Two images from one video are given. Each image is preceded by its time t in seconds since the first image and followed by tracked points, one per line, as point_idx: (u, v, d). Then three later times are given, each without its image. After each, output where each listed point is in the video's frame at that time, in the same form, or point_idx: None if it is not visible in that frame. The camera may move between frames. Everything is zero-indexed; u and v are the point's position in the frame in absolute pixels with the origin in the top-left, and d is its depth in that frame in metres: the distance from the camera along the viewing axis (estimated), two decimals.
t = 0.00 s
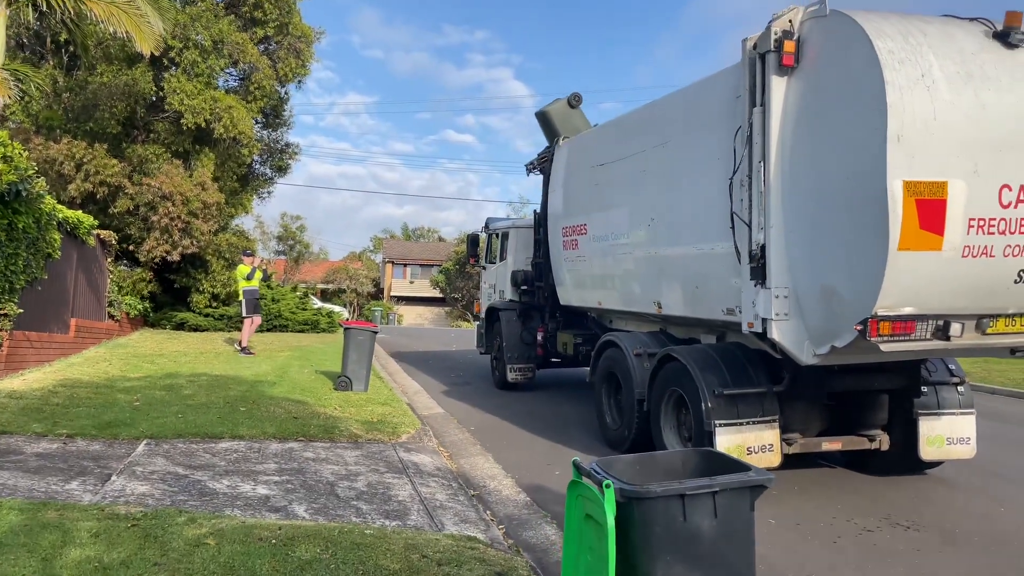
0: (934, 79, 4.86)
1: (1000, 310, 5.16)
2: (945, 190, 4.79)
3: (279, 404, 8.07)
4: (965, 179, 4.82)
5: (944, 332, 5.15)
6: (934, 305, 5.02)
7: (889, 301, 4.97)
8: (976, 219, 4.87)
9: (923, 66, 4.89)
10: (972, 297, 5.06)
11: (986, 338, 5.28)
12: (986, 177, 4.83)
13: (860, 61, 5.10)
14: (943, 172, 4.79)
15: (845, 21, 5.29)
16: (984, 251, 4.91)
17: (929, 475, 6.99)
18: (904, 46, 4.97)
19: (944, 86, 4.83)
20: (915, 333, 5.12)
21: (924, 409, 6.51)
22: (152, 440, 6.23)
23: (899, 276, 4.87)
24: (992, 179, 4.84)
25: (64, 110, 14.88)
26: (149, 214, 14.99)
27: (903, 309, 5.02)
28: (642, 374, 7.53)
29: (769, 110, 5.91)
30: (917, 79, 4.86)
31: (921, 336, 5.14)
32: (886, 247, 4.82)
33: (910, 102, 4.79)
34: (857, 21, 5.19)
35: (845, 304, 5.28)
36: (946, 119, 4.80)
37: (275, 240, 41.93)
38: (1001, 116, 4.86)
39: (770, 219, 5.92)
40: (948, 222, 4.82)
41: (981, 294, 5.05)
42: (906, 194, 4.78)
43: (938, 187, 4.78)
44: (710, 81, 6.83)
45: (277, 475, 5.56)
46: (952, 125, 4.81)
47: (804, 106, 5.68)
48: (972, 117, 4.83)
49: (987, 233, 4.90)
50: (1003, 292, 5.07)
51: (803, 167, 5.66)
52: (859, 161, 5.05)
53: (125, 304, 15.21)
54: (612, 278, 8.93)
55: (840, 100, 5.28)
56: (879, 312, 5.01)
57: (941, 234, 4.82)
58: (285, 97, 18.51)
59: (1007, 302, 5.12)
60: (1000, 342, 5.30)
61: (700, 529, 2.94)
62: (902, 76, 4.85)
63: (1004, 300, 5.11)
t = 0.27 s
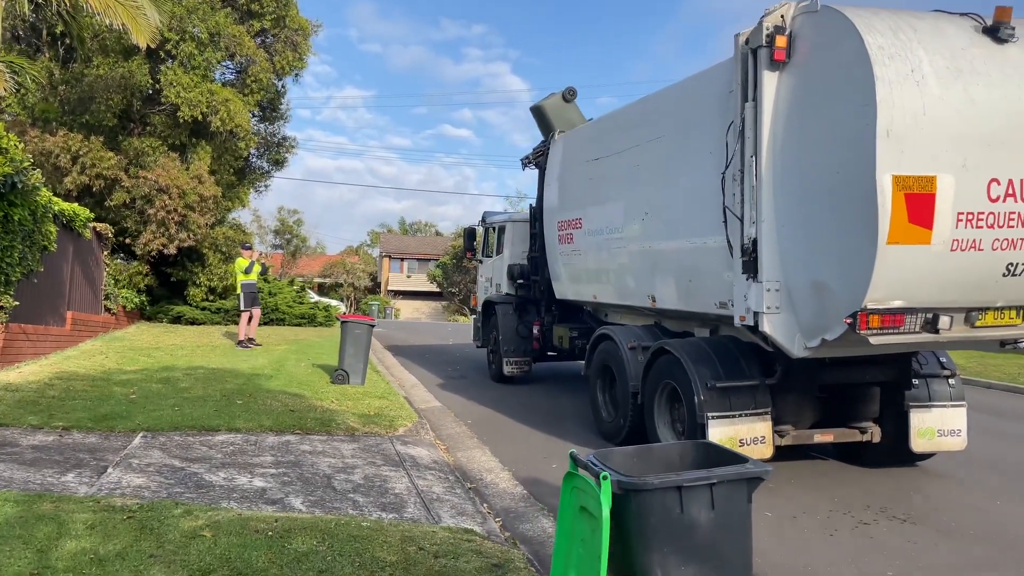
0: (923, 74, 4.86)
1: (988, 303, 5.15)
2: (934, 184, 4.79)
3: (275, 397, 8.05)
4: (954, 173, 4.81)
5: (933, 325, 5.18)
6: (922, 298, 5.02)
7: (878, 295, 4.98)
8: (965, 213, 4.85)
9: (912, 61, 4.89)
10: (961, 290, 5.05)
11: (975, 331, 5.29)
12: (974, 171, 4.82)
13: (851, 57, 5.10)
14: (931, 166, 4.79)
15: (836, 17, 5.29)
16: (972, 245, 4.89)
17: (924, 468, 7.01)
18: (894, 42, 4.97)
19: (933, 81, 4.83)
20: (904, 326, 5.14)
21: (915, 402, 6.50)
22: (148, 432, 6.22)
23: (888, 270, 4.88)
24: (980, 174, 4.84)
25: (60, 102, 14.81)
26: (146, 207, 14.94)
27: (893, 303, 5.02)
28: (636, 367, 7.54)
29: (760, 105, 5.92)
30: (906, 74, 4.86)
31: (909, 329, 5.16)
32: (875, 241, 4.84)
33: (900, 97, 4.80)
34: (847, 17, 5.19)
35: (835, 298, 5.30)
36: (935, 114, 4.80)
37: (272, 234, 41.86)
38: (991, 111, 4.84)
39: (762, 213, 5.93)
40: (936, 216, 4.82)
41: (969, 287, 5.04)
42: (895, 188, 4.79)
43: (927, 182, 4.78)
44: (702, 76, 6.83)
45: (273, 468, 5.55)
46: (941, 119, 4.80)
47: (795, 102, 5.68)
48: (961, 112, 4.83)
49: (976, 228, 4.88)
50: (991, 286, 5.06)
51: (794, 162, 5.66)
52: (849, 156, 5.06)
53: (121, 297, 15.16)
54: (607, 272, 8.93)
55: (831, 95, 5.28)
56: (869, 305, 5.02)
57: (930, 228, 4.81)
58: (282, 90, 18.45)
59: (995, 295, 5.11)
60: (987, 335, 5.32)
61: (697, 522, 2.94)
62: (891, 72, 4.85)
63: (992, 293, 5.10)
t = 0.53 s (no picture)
0: (914, 69, 4.85)
1: (977, 296, 5.16)
2: (923, 179, 4.80)
3: (272, 390, 8.04)
4: (944, 168, 4.81)
5: (922, 318, 5.19)
6: (912, 291, 5.04)
7: (867, 288, 5.00)
8: (954, 208, 4.87)
9: (904, 56, 4.88)
10: (950, 283, 5.06)
11: (964, 323, 5.30)
12: (964, 166, 4.83)
13: (843, 52, 5.09)
14: (921, 161, 4.80)
15: (828, 11, 5.27)
16: (961, 238, 4.92)
17: (919, 460, 7.03)
18: (884, 37, 4.96)
19: (924, 76, 4.82)
20: (893, 319, 5.14)
21: (906, 393, 6.57)
22: (145, 425, 6.21)
23: (878, 263, 4.90)
24: (970, 168, 4.84)
25: (55, 94, 14.73)
26: (142, 200, 14.89)
27: (883, 295, 5.03)
28: (631, 359, 7.54)
29: (753, 99, 5.88)
30: (897, 69, 4.84)
31: (898, 322, 5.16)
32: (865, 235, 4.85)
33: (891, 92, 4.79)
34: (839, 11, 5.17)
35: (828, 291, 5.29)
36: (925, 108, 4.80)
37: (269, 227, 41.79)
38: (982, 105, 4.83)
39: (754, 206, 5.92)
40: (926, 211, 4.83)
41: (959, 281, 5.06)
42: (885, 182, 4.79)
43: (916, 176, 4.80)
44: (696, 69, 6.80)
45: (270, 460, 5.55)
46: (931, 114, 4.80)
47: (787, 95, 5.66)
48: (951, 107, 4.82)
49: (965, 222, 4.90)
50: (980, 279, 5.08)
51: (787, 156, 5.66)
52: (841, 150, 5.04)
53: (118, 290, 15.13)
54: (602, 265, 8.92)
55: (823, 89, 5.26)
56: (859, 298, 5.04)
57: (919, 222, 4.83)
58: (279, 82, 18.38)
59: (984, 288, 5.12)
60: (977, 327, 5.32)
61: (693, 513, 2.94)
62: (883, 66, 4.84)
63: (980, 286, 5.12)
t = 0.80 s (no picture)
0: (900, 64, 4.88)
1: (961, 288, 5.20)
2: (909, 171, 4.85)
3: (270, 383, 8.04)
4: (929, 161, 4.86)
5: (908, 309, 5.25)
6: (898, 282, 5.08)
7: (854, 278, 5.06)
8: (939, 200, 4.91)
9: (891, 51, 4.91)
10: (936, 274, 5.10)
11: (949, 314, 5.33)
12: (949, 159, 4.88)
13: (831, 46, 5.12)
14: (907, 154, 4.85)
15: (818, 6, 5.29)
16: (947, 230, 4.96)
17: (914, 451, 7.06)
18: (871, 31, 5.00)
19: (910, 70, 4.85)
20: (880, 309, 5.20)
21: (894, 383, 6.63)
22: (142, 418, 6.20)
23: (864, 254, 4.95)
24: (955, 161, 4.89)
25: (51, 87, 14.66)
26: (139, 193, 14.84)
27: (868, 286, 5.09)
28: (624, 350, 7.59)
29: (744, 93, 5.91)
30: (884, 63, 4.88)
31: (884, 313, 5.22)
32: (851, 226, 4.91)
33: (877, 86, 4.83)
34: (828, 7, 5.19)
35: (816, 282, 5.34)
36: (911, 103, 4.84)
37: (266, 221, 41.72)
38: (966, 100, 4.88)
39: (744, 199, 5.96)
40: (912, 202, 4.88)
41: (944, 272, 5.10)
42: (871, 174, 4.85)
43: (902, 168, 4.85)
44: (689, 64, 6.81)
45: (268, 453, 5.55)
46: (916, 108, 4.84)
47: (777, 90, 5.69)
48: (937, 101, 4.87)
49: (950, 214, 4.94)
50: (965, 271, 5.12)
51: (776, 149, 5.69)
52: (829, 143, 5.08)
53: (115, 283, 15.09)
54: (596, 257, 8.93)
55: (812, 84, 5.29)
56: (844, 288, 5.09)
57: (904, 214, 4.88)
58: (275, 75, 18.31)
59: (969, 279, 5.15)
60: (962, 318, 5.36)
61: (689, 505, 2.94)
62: (870, 61, 4.88)
63: (965, 278, 5.15)
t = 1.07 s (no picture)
0: (882, 63, 4.88)
1: (942, 282, 5.22)
2: (889, 168, 4.86)
3: (268, 378, 8.04)
4: (909, 158, 4.86)
5: (889, 302, 5.29)
6: (880, 276, 5.09)
7: (837, 273, 5.06)
8: (919, 196, 4.91)
9: (872, 50, 4.91)
10: (917, 269, 5.11)
11: (930, 307, 5.37)
12: (929, 156, 4.87)
13: (815, 45, 5.12)
14: (888, 151, 4.85)
15: (803, 5, 5.29)
16: (927, 226, 4.96)
17: (909, 445, 7.08)
18: (853, 31, 5.00)
19: (891, 69, 4.85)
20: (862, 303, 5.24)
21: (881, 375, 6.71)
22: (141, 413, 6.20)
23: (846, 249, 4.96)
24: (935, 158, 4.89)
25: (48, 82, 14.62)
26: (137, 188, 14.82)
27: (851, 280, 5.10)
28: (616, 343, 7.58)
29: (731, 92, 5.91)
30: (865, 63, 4.88)
31: (867, 306, 5.25)
32: (833, 222, 4.92)
33: (859, 85, 4.83)
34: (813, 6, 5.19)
35: (800, 277, 5.34)
36: (891, 101, 4.84)
37: (265, 216, 41.69)
38: (946, 98, 4.88)
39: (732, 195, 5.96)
40: (892, 199, 4.89)
41: (925, 267, 5.11)
42: (852, 171, 4.86)
43: (882, 165, 4.85)
44: (678, 62, 6.81)
45: (266, 448, 5.55)
46: (897, 106, 4.84)
47: (763, 88, 5.68)
48: (917, 99, 4.87)
49: (931, 210, 4.95)
50: (945, 265, 5.13)
51: (762, 146, 5.69)
52: (813, 141, 5.08)
53: (113, 279, 15.08)
54: (590, 252, 8.93)
55: (797, 82, 5.29)
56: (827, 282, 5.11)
57: (885, 210, 4.89)
58: (274, 70, 18.26)
59: (950, 273, 5.17)
60: (943, 311, 5.40)
61: (688, 499, 2.95)
62: (851, 60, 4.87)
63: (945, 272, 5.16)
